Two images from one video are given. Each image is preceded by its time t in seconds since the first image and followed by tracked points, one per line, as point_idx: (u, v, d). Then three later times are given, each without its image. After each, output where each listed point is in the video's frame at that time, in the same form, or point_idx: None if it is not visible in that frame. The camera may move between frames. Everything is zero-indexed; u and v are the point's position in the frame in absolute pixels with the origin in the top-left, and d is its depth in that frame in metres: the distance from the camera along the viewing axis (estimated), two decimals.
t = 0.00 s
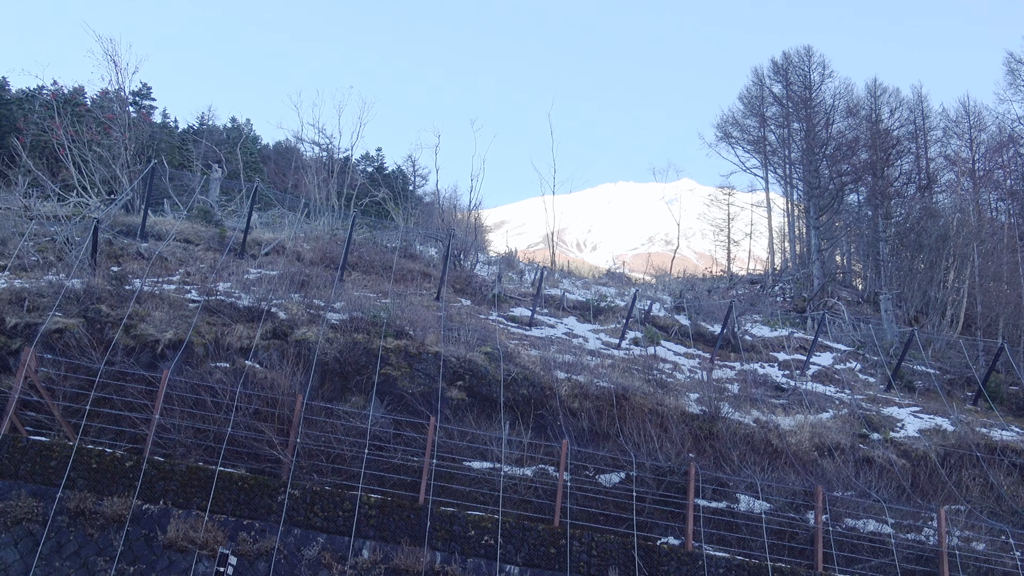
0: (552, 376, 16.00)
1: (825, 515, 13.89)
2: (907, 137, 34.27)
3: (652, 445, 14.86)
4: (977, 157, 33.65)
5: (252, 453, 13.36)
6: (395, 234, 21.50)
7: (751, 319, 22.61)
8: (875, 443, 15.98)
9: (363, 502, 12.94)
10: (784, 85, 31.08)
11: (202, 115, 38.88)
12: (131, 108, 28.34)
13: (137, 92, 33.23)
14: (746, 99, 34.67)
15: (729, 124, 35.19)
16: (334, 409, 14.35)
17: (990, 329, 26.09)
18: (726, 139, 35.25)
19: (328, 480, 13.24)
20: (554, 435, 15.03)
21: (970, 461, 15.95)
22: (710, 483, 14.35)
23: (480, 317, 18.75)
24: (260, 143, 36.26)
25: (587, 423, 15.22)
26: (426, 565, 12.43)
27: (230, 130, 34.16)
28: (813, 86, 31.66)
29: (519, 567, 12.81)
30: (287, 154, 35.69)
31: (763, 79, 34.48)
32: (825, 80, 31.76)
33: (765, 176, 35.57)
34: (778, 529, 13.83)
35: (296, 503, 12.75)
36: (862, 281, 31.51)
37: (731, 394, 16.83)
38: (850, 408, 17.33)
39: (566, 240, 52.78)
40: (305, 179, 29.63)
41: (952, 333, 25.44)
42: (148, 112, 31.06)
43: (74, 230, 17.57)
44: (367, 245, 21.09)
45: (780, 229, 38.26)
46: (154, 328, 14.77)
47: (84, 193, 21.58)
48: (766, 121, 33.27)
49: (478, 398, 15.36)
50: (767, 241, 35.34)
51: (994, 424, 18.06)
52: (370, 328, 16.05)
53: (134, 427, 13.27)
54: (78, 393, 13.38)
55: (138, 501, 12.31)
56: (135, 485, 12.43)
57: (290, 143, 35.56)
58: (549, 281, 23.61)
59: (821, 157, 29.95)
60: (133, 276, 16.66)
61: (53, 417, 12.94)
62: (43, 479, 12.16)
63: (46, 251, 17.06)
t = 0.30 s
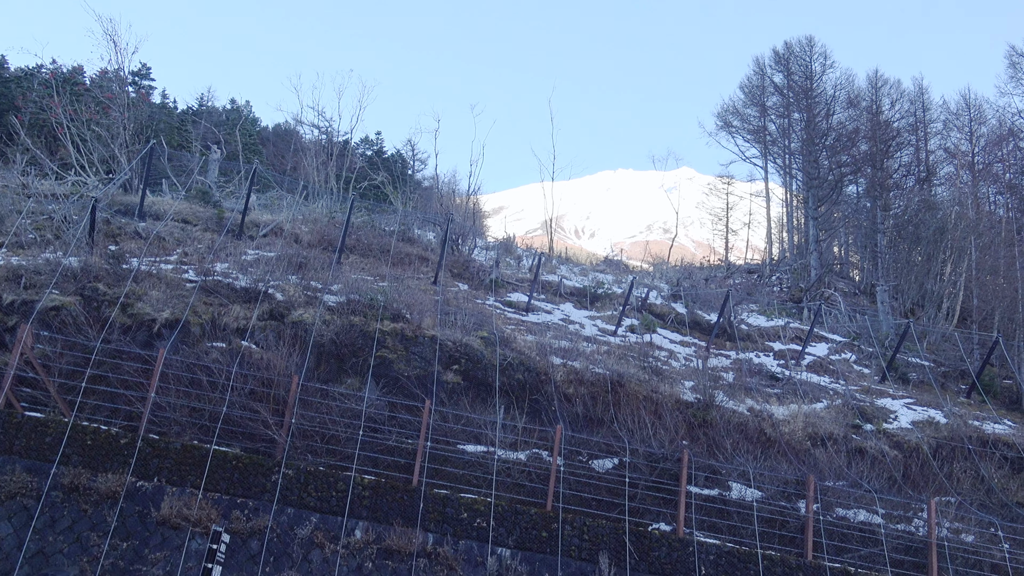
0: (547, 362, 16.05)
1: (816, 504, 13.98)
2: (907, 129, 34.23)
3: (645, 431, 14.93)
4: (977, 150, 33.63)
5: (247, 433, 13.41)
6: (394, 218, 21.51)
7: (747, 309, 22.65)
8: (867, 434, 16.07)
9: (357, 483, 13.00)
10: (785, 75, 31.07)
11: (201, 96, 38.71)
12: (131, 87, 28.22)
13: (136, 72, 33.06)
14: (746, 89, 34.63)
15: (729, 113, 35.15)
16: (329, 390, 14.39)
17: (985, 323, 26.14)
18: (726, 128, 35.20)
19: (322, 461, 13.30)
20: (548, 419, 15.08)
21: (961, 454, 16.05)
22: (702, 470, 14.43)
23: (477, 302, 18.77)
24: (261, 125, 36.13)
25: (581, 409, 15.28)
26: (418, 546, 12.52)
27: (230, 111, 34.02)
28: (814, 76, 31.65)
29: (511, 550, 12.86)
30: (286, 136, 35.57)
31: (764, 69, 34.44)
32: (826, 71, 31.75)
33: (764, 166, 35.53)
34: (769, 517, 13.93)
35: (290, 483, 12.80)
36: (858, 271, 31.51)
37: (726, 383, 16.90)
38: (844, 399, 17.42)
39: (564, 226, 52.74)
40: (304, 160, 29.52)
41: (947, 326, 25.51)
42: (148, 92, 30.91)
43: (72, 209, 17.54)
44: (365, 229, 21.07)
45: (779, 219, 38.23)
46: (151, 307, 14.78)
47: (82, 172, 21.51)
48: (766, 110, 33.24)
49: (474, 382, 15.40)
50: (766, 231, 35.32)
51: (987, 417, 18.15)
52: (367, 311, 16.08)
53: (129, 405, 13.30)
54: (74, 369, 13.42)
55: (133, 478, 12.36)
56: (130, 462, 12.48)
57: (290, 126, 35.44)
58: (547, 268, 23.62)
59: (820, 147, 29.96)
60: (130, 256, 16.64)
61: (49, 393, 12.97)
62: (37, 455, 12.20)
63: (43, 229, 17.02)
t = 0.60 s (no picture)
0: (532, 340, 16.12)
1: (795, 487, 14.15)
2: (897, 116, 34.33)
3: (628, 412, 15.05)
4: (965, 140, 33.77)
5: (231, 405, 13.42)
6: (383, 193, 21.55)
7: (733, 292, 22.78)
8: (847, 419, 16.23)
9: (339, 457, 13.05)
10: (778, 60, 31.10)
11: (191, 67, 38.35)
12: (120, 54, 27.91)
13: (125, 40, 32.70)
14: (738, 73, 34.58)
15: (720, 96, 35.09)
16: (314, 364, 14.42)
17: (967, 312, 26.30)
18: (717, 112, 35.17)
19: (305, 434, 13.34)
20: (532, 398, 15.17)
21: (940, 440, 16.25)
22: (683, 452, 14.57)
23: (464, 279, 18.80)
24: (250, 97, 35.86)
25: (565, 388, 15.37)
26: (399, 521, 12.60)
27: (219, 82, 33.74)
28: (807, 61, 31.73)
29: (491, 526, 12.93)
30: (277, 109, 35.34)
31: (757, 53, 34.43)
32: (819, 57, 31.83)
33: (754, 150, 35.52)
34: (748, 498, 14.09)
35: (273, 455, 12.82)
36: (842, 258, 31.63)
37: (710, 365, 17.04)
38: (826, 384, 17.59)
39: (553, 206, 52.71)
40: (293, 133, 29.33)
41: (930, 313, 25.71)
42: (137, 60, 30.58)
43: (58, 176, 17.42)
44: (353, 203, 21.03)
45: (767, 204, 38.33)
46: (136, 277, 14.75)
47: (69, 139, 21.34)
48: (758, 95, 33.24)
49: (459, 359, 15.46)
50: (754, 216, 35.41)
51: (966, 404, 18.38)
52: (353, 285, 16.11)
53: (113, 374, 13.28)
54: (58, 337, 13.39)
55: (115, 447, 12.35)
56: (113, 431, 12.46)
57: (279, 98, 35.16)
58: (534, 247, 23.65)
59: (810, 133, 30.05)
60: (117, 224, 16.57)
61: (32, 360, 12.93)
62: (19, 422, 12.17)
63: (29, 196, 16.89)
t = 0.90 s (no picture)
0: (512, 324, 16.16)
1: (770, 473, 14.26)
2: (878, 106, 34.58)
3: (607, 396, 15.13)
4: (944, 132, 34.01)
5: (208, 383, 13.32)
6: (365, 172, 21.59)
7: (712, 279, 22.90)
8: (823, 407, 16.39)
9: (317, 437, 12.98)
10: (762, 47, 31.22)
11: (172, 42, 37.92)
12: (100, 26, 27.51)
13: (106, 13, 32.28)
14: (722, 59, 34.46)
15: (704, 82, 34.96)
16: (293, 344, 14.35)
17: (943, 304, 26.18)
18: (700, 98, 35.09)
19: (283, 413, 13.26)
20: (511, 380, 15.20)
21: (913, 429, 16.45)
22: (661, 437, 14.64)
23: (444, 261, 18.78)
24: (232, 73, 35.52)
25: (544, 371, 15.42)
26: (376, 502, 12.56)
27: (201, 57, 33.41)
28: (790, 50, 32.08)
29: (468, 508, 12.94)
30: (258, 86, 35.08)
31: (741, 40, 34.43)
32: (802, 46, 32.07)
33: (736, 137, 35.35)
34: (724, 484, 14.18)
35: (250, 434, 12.70)
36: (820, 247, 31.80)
37: (688, 351, 17.18)
38: (803, 371, 17.75)
39: (535, 190, 52.72)
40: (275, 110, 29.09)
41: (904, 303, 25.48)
42: (117, 33, 30.19)
43: (35, 149, 17.23)
44: (334, 183, 20.93)
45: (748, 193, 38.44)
46: (114, 252, 14.64)
47: (46, 111, 21.08)
48: (741, 81, 33.17)
49: (438, 340, 15.45)
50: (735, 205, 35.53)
51: (939, 394, 18.62)
52: (334, 265, 16.10)
53: (89, 350, 13.15)
54: (34, 312, 13.26)
55: (90, 424, 12.20)
56: (88, 407, 12.32)
57: (260, 75, 35.02)
58: (515, 230, 23.66)
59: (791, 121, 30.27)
60: (95, 199, 16.42)
61: (7, 334, 12.77)
62: None
63: (5, 167, 16.66)
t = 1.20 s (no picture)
0: (482, 304, 16.22)
1: (734, 456, 14.44)
2: (851, 94, 34.88)
3: (575, 377, 15.25)
4: (916, 121, 34.36)
5: (175, 358, 13.21)
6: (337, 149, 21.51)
7: (682, 263, 23.08)
8: (789, 390, 16.62)
9: (284, 414, 12.93)
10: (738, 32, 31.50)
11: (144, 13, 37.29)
12: None
13: None
14: (698, 43, 34.52)
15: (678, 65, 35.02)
16: (262, 320, 14.29)
17: (909, 291, 26.50)
18: (675, 81, 35.17)
19: (250, 389, 13.20)
20: (480, 359, 15.29)
21: (876, 414, 16.74)
22: (628, 418, 14.76)
23: (416, 239, 18.77)
24: (204, 45, 35.04)
25: (513, 351, 15.50)
26: (343, 479, 12.55)
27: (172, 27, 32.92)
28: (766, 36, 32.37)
29: (435, 486, 12.99)
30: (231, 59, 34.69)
31: (717, 25, 34.58)
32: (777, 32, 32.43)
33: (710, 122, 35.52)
34: (689, 466, 14.34)
35: (217, 410, 12.60)
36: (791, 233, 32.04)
37: (657, 334, 17.33)
38: (769, 355, 17.98)
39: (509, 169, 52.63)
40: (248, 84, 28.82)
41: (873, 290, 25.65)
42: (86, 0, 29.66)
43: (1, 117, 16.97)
44: (306, 158, 20.80)
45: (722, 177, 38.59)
46: (81, 225, 14.50)
47: (12, 78, 20.73)
48: (716, 66, 33.38)
49: (408, 319, 15.47)
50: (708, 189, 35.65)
51: (902, 380, 18.98)
52: (304, 242, 16.06)
53: (54, 323, 12.98)
54: None
55: (54, 398, 12.01)
56: (52, 380, 12.13)
57: (231, 47, 34.16)
58: (487, 209, 23.69)
59: (764, 106, 30.70)
60: (62, 169, 16.23)
61: None
62: None
63: None
